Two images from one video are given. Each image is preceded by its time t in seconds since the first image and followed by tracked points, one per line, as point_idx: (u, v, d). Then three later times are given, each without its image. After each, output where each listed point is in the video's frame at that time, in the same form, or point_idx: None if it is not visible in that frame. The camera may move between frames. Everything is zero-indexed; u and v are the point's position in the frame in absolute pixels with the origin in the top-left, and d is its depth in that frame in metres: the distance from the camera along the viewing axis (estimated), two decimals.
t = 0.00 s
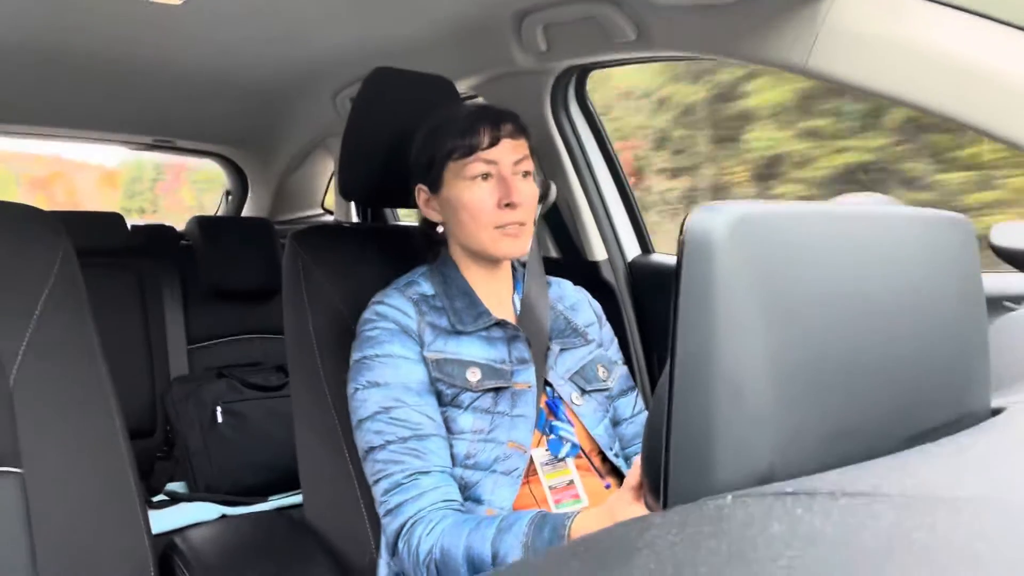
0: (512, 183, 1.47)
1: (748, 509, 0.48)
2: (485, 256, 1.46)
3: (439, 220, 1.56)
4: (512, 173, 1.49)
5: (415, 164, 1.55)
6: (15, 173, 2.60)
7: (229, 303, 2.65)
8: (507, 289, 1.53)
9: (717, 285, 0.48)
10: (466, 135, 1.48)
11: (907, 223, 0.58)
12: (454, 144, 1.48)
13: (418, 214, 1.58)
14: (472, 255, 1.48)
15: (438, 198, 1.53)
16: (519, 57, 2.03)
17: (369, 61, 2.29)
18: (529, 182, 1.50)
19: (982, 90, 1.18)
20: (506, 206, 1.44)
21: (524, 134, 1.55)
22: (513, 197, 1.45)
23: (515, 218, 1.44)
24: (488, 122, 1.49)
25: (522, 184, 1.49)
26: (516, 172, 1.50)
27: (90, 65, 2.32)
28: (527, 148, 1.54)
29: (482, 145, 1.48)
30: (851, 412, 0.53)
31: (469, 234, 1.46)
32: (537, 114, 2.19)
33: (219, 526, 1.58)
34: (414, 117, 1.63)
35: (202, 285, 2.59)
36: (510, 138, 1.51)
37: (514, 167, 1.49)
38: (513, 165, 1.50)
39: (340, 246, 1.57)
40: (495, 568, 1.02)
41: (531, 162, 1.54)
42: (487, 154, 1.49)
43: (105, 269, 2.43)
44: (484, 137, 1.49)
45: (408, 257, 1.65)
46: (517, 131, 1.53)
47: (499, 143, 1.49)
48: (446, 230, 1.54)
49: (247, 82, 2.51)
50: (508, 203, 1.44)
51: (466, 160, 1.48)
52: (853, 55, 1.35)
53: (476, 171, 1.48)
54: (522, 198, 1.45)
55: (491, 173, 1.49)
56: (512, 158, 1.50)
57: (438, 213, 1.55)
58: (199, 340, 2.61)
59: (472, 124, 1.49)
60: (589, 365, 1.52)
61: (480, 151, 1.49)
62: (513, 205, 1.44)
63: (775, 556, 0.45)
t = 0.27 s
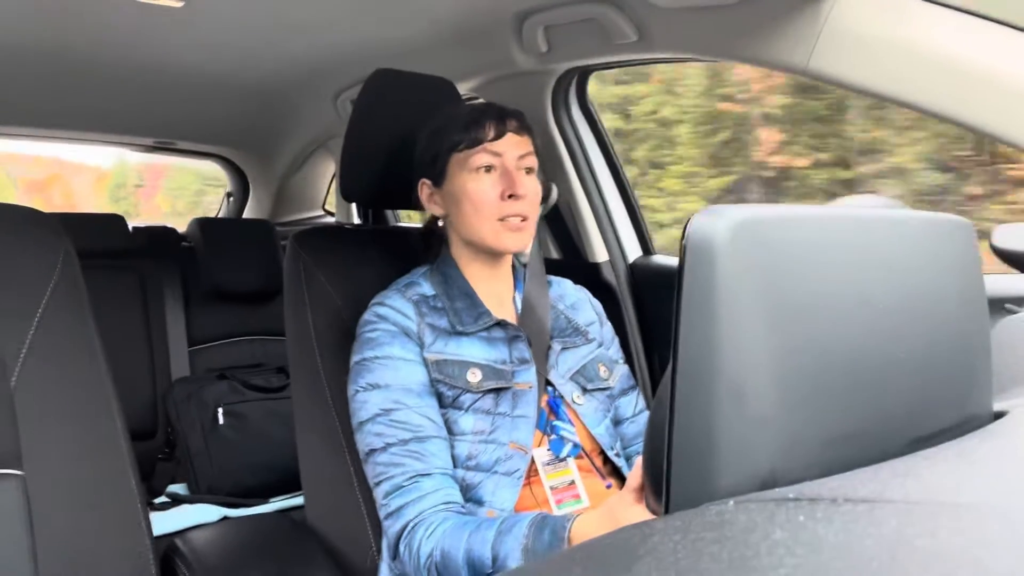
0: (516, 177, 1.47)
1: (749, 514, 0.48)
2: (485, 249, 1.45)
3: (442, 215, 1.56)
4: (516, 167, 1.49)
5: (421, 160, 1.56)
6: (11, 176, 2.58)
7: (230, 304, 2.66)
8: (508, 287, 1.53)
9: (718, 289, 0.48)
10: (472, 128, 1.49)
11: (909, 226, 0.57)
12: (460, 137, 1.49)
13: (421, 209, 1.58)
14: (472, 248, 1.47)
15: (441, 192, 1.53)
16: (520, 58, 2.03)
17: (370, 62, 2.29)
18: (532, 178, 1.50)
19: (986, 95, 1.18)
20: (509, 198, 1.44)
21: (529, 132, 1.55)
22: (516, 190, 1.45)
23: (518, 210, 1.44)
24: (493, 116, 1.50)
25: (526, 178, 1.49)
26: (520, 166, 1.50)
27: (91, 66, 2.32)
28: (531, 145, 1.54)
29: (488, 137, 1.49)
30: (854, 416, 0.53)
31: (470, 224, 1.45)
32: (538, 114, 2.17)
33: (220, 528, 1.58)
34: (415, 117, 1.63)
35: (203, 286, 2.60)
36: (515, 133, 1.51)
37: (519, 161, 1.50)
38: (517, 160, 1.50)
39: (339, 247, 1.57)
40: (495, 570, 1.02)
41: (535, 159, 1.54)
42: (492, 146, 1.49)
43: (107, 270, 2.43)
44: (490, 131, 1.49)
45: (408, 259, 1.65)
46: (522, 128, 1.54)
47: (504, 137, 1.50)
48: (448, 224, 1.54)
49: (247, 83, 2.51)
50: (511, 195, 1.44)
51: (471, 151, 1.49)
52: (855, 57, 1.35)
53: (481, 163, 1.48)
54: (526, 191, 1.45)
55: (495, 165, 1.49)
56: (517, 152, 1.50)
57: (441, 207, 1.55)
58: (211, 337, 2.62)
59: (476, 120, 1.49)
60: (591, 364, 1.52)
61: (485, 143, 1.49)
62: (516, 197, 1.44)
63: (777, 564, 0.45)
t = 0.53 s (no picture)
0: (532, 190, 1.47)
1: (751, 516, 0.48)
2: (500, 258, 1.46)
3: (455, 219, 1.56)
4: (532, 179, 1.49)
5: (439, 160, 1.55)
6: (9, 177, 2.54)
7: (231, 305, 2.66)
8: (518, 295, 1.53)
9: (719, 291, 0.48)
10: (490, 138, 1.48)
11: (911, 229, 0.57)
12: (477, 145, 1.48)
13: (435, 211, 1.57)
14: (486, 257, 1.48)
15: (456, 198, 1.53)
16: (519, 60, 2.03)
17: (370, 65, 2.29)
18: (548, 190, 1.50)
19: (985, 96, 1.18)
20: (523, 212, 1.44)
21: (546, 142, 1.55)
22: (532, 204, 1.44)
23: (534, 225, 1.44)
24: (511, 127, 1.49)
25: (542, 190, 1.48)
26: (536, 178, 1.50)
27: (90, 70, 2.32)
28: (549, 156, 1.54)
29: (504, 148, 1.48)
30: (855, 418, 0.53)
31: (486, 235, 1.46)
32: (538, 116, 2.17)
33: (221, 531, 1.58)
34: (415, 120, 1.63)
35: (204, 290, 2.60)
36: (532, 145, 1.51)
37: (536, 173, 1.49)
38: (533, 172, 1.49)
39: (342, 250, 1.57)
40: (497, 569, 1.02)
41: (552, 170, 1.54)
42: (509, 158, 1.48)
43: (109, 274, 2.43)
44: (507, 142, 1.48)
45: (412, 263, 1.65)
46: (541, 139, 1.53)
47: (521, 149, 1.49)
48: (461, 230, 1.54)
49: (247, 86, 2.51)
50: (526, 209, 1.44)
51: (487, 162, 1.48)
52: (854, 59, 1.35)
53: (496, 174, 1.48)
54: (541, 204, 1.45)
55: (512, 177, 1.49)
56: (534, 164, 1.50)
57: (455, 212, 1.54)
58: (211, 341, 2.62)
59: (494, 130, 1.48)
60: (596, 371, 1.52)
61: (501, 155, 1.48)
62: (532, 212, 1.44)
63: (779, 567, 0.45)
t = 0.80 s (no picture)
0: (526, 186, 1.47)
1: (749, 515, 0.48)
2: (497, 257, 1.46)
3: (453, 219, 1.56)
4: (526, 174, 1.49)
5: (433, 161, 1.56)
6: (8, 180, 2.54)
7: (228, 304, 2.66)
8: (517, 291, 1.53)
9: (717, 289, 0.48)
10: (483, 135, 1.48)
11: (909, 230, 0.57)
12: (468, 143, 1.48)
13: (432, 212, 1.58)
14: (483, 256, 1.48)
15: (453, 198, 1.53)
16: (520, 58, 2.03)
17: (371, 63, 2.29)
18: (543, 185, 1.50)
19: (989, 96, 1.18)
20: (519, 208, 1.44)
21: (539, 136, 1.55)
22: (526, 200, 1.45)
23: (529, 220, 1.44)
24: (503, 124, 1.49)
25: (536, 186, 1.48)
26: (530, 174, 1.50)
27: (91, 67, 2.32)
28: (542, 151, 1.54)
29: (497, 146, 1.48)
30: (853, 417, 0.53)
31: (482, 235, 1.46)
32: (538, 115, 2.17)
33: (221, 529, 1.59)
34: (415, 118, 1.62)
35: (203, 287, 2.60)
36: (524, 140, 1.51)
37: (529, 169, 1.49)
38: (527, 168, 1.49)
39: (342, 248, 1.57)
40: (496, 564, 1.03)
41: (546, 164, 1.53)
42: (502, 155, 1.48)
43: (109, 271, 2.43)
44: (499, 139, 1.48)
45: (413, 259, 1.65)
46: (533, 134, 1.53)
47: (513, 145, 1.49)
48: (458, 229, 1.54)
49: (248, 84, 2.51)
50: (521, 205, 1.44)
51: (481, 160, 1.48)
52: (856, 59, 1.35)
53: (491, 172, 1.48)
54: (535, 200, 1.45)
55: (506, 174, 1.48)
56: (527, 159, 1.50)
57: (451, 211, 1.55)
58: (210, 340, 2.63)
59: (486, 127, 1.48)
60: (596, 369, 1.52)
61: (494, 152, 1.48)
62: (526, 207, 1.44)
63: (776, 565, 0.45)
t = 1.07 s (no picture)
0: (520, 186, 1.46)
1: (751, 520, 0.48)
2: (492, 257, 1.47)
3: (446, 219, 1.57)
4: (520, 175, 1.49)
5: (427, 162, 1.56)
6: (7, 180, 2.49)
7: (228, 305, 2.66)
8: (513, 291, 1.54)
9: (718, 293, 0.48)
10: (476, 136, 1.47)
11: (910, 234, 0.57)
12: (463, 144, 1.47)
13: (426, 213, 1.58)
14: (478, 256, 1.49)
15: (446, 198, 1.53)
16: (521, 59, 2.03)
17: (371, 64, 2.29)
18: (537, 186, 1.49)
19: (991, 99, 1.18)
20: (513, 208, 1.45)
21: (534, 136, 1.54)
22: (521, 200, 1.44)
23: (522, 221, 1.44)
24: (497, 124, 1.48)
25: (530, 186, 1.48)
26: (525, 174, 1.50)
27: (91, 67, 2.32)
28: (536, 151, 1.53)
29: (491, 147, 1.47)
30: (854, 421, 0.53)
31: (476, 235, 1.46)
32: (539, 116, 2.17)
33: (221, 530, 1.59)
34: (415, 119, 1.63)
35: (204, 288, 2.60)
36: (519, 141, 1.50)
37: (523, 169, 1.49)
38: (522, 168, 1.49)
39: (342, 250, 1.57)
40: (497, 570, 1.03)
41: (540, 165, 1.53)
42: (496, 155, 1.48)
43: (110, 271, 2.42)
44: (494, 139, 1.47)
45: (413, 259, 1.66)
46: (528, 134, 1.52)
47: (508, 145, 1.49)
48: (453, 229, 1.54)
49: (248, 85, 2.51)
50: (516, 206, 1.44)
51: (475, 160, 1.48)
52: (856, 61, 1.35)
53: (485, 172, 1.48)
54: (530, 200, 1.45)
55: (499, 174, 1.48)
56: (521, 159, 1.49)
57: (445, 212, 1.55)
58: (210, 340, 2.63)
59: (480, 128, 1.47)
60: (594, 368, 1.52)
61: (488, 153, 1.47)
62: (520, 207, 1.44)
63: (777, 570, 0.45)
